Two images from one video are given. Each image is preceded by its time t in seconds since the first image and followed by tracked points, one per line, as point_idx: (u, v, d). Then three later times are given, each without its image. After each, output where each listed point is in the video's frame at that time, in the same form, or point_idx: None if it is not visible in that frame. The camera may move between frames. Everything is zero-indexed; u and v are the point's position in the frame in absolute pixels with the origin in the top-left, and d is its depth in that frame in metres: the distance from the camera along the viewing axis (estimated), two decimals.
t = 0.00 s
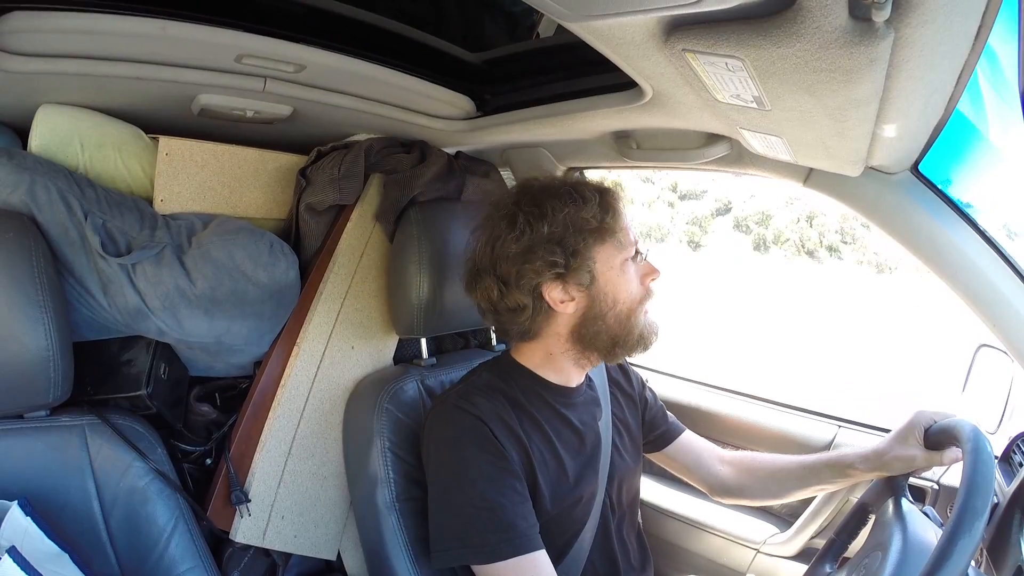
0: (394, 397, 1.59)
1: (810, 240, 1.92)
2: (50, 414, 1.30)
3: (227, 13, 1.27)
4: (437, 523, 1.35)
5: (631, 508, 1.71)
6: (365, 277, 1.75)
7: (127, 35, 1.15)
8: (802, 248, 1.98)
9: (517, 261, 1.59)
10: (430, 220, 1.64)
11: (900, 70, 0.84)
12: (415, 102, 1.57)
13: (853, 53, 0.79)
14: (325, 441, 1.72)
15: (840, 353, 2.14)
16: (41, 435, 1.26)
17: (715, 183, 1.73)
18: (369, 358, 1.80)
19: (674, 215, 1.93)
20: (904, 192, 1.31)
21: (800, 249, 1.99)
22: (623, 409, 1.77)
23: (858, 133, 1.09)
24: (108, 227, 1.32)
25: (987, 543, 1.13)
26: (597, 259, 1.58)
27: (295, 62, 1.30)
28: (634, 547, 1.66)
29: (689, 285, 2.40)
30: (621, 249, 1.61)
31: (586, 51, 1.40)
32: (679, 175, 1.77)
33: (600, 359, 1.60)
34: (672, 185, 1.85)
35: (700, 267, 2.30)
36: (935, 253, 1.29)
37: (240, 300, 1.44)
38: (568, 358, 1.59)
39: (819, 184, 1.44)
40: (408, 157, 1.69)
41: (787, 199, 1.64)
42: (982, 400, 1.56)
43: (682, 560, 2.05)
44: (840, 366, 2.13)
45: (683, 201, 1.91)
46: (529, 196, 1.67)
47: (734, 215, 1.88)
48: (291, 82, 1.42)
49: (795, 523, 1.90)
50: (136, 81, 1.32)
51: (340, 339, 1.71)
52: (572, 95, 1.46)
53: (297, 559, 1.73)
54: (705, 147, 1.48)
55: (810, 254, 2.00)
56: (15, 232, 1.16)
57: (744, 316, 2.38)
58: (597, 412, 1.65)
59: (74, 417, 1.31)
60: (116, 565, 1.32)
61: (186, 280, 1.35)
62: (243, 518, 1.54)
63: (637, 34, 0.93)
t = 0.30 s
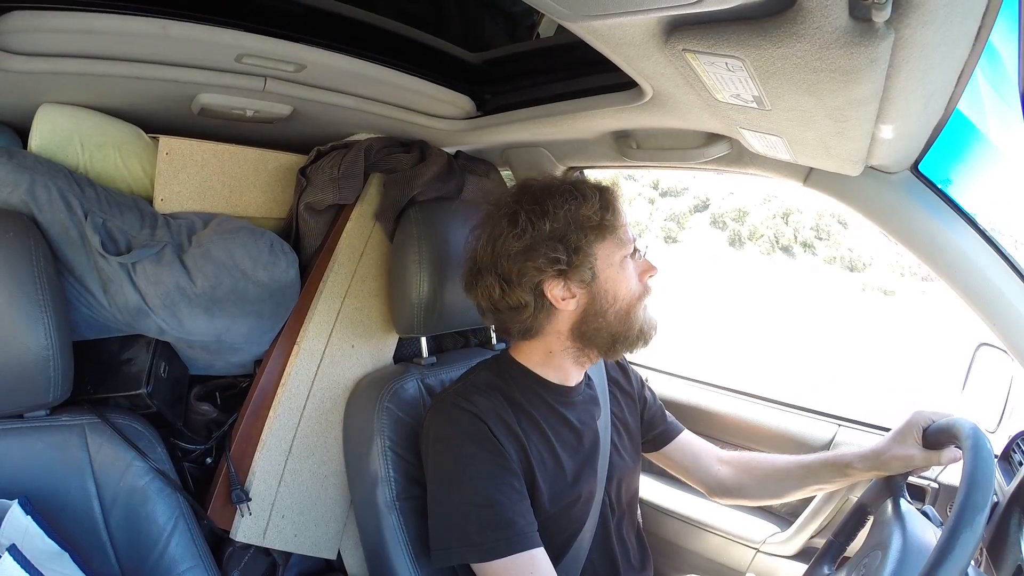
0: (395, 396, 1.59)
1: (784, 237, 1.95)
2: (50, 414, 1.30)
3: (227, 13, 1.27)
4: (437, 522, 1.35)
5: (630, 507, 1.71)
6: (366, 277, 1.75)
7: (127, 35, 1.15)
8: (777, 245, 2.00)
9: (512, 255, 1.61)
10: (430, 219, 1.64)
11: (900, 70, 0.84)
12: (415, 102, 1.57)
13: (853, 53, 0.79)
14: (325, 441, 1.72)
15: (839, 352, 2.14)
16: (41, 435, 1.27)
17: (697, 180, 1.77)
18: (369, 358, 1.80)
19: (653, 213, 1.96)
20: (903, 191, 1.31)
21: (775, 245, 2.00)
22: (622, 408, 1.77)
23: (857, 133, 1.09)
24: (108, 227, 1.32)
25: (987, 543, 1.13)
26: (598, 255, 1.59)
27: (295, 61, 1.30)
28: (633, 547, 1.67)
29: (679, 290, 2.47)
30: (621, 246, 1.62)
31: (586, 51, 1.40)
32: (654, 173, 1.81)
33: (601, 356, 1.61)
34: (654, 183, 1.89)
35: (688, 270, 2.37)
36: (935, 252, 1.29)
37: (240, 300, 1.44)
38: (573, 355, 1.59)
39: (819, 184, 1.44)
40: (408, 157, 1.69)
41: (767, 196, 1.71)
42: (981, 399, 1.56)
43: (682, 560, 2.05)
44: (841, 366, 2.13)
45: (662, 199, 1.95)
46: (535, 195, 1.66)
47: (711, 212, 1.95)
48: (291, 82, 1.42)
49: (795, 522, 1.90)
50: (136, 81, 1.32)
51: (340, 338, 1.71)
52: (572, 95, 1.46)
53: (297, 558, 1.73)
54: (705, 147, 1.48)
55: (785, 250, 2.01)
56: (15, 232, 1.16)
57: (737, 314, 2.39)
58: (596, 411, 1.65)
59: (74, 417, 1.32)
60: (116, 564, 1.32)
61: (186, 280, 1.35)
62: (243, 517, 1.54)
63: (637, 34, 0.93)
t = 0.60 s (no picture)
0: (395, 397, 1.59)
1: (761, 234, 2.03)
2: (50, 414, 1.30)
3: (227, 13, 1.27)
4: (437, 523, 1.35)
5: (630, 507, 1.71)
6: (366, 277, 1.75)
7: (127, 35, 1.15)
8: (753, 243, 2.07)
9: (500, 251, 1.64)
10: (430, 220, 1.64)
11: (900, 70, 0.84)
12: (415, 102, 1.57)
13: (854, 54, 0.79)
14: (325, 441, 1.72)
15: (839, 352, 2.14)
16: (41, 435, 1.27)
17: (680, 180, 1.80)
18: (369, 358, 1.80)
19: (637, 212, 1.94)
20: (903, 191, 1.32)
21: (752, 243, 2.08)
22: (621, 408, 1.77)
23: (857, 133, 1.09)
24: (108, 227, 1.32)
25: (987, 542, 1.13)
26: (546, 247, 1.62)
27: (295, 62, 1.30)
28: (633, 547, 1.67)
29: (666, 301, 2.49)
30: (579, 243, 1.60)
31: (586, 51, 1.40)
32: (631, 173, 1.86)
33: (567, 360, 1.57)
34: (637, 184, 1.92)
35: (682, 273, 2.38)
36: (934, 251, 1.29)
37: (240, 300, 1.44)
38: (541, 357, 1.59)
39: (819, 184, 1.44)
40: (408, 157, 1.69)
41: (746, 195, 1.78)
42: (981, 399, 1.57)
43: (682, 560, 2.04)
44: (840, 366, 2.13)
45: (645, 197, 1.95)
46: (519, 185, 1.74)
47: (690, 211, 1.99)
48: (291, 82, 1.42)
49: (795, 523, 1.90)
50: (136, 82, 1.32)
51: (340, 338, 1.71)
52: (572, 96, 1.46)
53: (297, 559, 1.73)
54: (705, 147, 1.48)
55: (762, 248, 2.08)
56: (14, 232, 1.16)
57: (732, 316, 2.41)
58: (594, 411, 1.65)
59: (74, 417, 1.31)
60: (116, 565, 1.32)
61: (186, 280, 1.35)
62: (243, 518, 1.54)
63: (637, 35, 0.93)
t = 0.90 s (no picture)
0: (394, 396, 1.59)
1: (738, 235, 2.08)
2: (50, 414, 1.30)
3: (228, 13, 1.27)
4: (436, 522, 1.35)
5: (629, 507, 1.71)
6: (365, 277, 1.75)
7: (126, 35, 1.15)
8: (730, 244, 2.10)
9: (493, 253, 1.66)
10: (430, 219, 1.64)
11: (901, 70, 0.84)
12: (415, 102, 1.57)
13: (854, 54, 0.79)
14: (325, 441, 1.73)
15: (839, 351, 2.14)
16: (41, 435, 1.27)
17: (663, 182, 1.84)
18: (369, 358, 1.80)
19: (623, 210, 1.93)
20: (903, 191, 1.31)
21: (729, 244, 2.11)
22: (620, 408, 1.77)
23: (858, 133, 1.09)
24: (108, 227, 1.32)
25: (987, 543, 1.13)
26: (538, 251, 1.63)
27: (295, 61, 1.30)
28: (633, 547, 1.67)
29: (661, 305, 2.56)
30: (570, 245, 1.61)
31: (586, 51, 1.40)
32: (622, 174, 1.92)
33: (563, 362, 1.57)
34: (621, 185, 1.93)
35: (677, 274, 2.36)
36: (934, 252, 1.29)
37: (240, 300, 1.44)
38: (537, 360, 1.59)
39: (819, 184, 1.45)
40: (408, 157, 1.69)
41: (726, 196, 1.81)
42: (981, 399, 1.56)
43: (682, 560, 2.04)
44: (840, 366, 2.13)
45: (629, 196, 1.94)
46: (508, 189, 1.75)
47: (670, 212, 1.99)
48: (291, 82, 1.42)
49: (795, 522, 1.90)
50: (136, 81, 1.32)
51: (339, 338, 1.71)
52: (572, 95, 1.46)
53: (297, 558, 1.73)
54: (705, 147, 1.48)
55: (738, 249, 2.12)
56: (15, 232, 1.16)
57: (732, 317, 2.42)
58: (593, 411, 1.66)
59: (74, 417, 1.31)
60: (116, 564, 1.32)
61: (186, 280, 1.35)
62: (243, 517, 1.54)
63: (637, 34, 0.93)
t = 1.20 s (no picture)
0: (394, 397, 1.59)
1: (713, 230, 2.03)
2: (50, 414, 1.30)
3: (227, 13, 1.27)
4: (436, 523, 1.35)
5: (629, 507, 1.71)
6: (365, 277, 1.75)
7: (127, 36, 1.15)
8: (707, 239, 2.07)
9: (494, 252, 1.66)
10: (430, 220, 1.64)
11: (901, 70, 0.84)
12: (415, 102, 1.57)
13: (854, 53, 0.79)
14: (325, 441, 1.72)
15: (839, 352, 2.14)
16: (41, 435, 1.27)
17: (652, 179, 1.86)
18: (369, 358, 1.80)
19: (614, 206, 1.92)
20: (903, 191, 1.31)
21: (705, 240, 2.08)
22: (621, 408, 1.77)
23: (858, 133, 1.09)
24: (108, 227, 1.32)
25: (987, 543, 1.13)
26: (540, 254, 1.62)
27: (295, 62, 1.30)
28: (633, 548, 1.66)
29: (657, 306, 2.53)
30: (574, 251, 1.60)
31: (587, 51, 1.40)
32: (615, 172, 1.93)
33: (560, 363, 1.57)
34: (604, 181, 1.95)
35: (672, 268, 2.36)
36: (934, 252, 1.29)
37: (240, 300, 1.44)
38: (535, 360, 1.59)
39: (819, 184, 1.45)
40: (407, 157, 1.69)
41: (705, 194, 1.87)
42: (981, 399, 1.56)
43: (682, 561, 2.04)
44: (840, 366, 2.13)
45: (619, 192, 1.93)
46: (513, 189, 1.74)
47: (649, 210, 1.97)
48: (291, 82, 1.42)
49: (795, 523, 1.90)
50: (137, 81, 1.32)
51: (339, 338, 1.71)
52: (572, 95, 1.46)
53: (297, 559, 1.73)
54: (705, 147, 1.48)
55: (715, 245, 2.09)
56: (15, 232, 1.16)
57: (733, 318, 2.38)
58: (593, 411, 1.66)
59: (74, 417, 1.31)
60: (116, 565, 1.32)
61: (186, 280, 1.35)
62: (243, 518, 1.54)
63: (637, 34, 0.93)
